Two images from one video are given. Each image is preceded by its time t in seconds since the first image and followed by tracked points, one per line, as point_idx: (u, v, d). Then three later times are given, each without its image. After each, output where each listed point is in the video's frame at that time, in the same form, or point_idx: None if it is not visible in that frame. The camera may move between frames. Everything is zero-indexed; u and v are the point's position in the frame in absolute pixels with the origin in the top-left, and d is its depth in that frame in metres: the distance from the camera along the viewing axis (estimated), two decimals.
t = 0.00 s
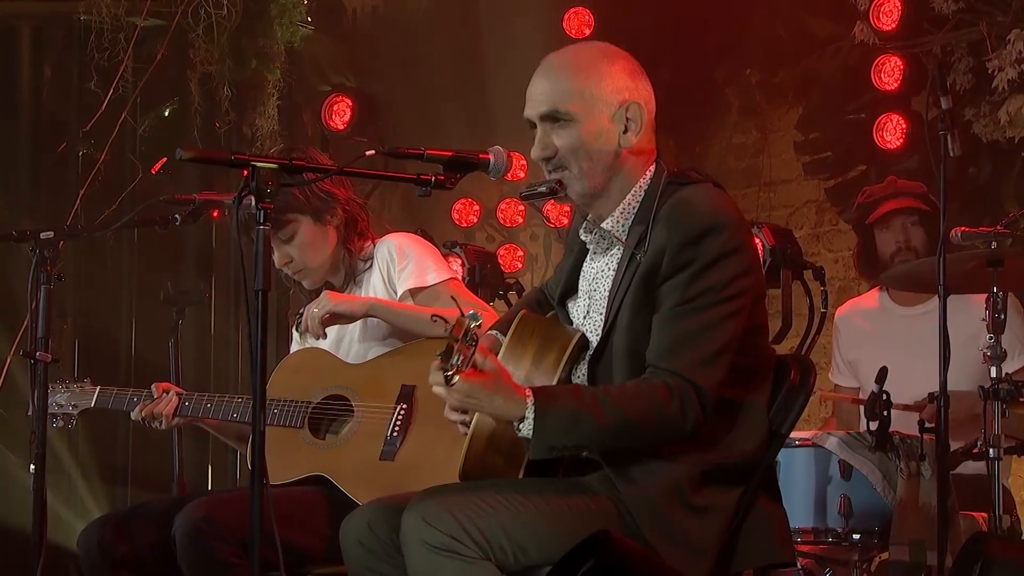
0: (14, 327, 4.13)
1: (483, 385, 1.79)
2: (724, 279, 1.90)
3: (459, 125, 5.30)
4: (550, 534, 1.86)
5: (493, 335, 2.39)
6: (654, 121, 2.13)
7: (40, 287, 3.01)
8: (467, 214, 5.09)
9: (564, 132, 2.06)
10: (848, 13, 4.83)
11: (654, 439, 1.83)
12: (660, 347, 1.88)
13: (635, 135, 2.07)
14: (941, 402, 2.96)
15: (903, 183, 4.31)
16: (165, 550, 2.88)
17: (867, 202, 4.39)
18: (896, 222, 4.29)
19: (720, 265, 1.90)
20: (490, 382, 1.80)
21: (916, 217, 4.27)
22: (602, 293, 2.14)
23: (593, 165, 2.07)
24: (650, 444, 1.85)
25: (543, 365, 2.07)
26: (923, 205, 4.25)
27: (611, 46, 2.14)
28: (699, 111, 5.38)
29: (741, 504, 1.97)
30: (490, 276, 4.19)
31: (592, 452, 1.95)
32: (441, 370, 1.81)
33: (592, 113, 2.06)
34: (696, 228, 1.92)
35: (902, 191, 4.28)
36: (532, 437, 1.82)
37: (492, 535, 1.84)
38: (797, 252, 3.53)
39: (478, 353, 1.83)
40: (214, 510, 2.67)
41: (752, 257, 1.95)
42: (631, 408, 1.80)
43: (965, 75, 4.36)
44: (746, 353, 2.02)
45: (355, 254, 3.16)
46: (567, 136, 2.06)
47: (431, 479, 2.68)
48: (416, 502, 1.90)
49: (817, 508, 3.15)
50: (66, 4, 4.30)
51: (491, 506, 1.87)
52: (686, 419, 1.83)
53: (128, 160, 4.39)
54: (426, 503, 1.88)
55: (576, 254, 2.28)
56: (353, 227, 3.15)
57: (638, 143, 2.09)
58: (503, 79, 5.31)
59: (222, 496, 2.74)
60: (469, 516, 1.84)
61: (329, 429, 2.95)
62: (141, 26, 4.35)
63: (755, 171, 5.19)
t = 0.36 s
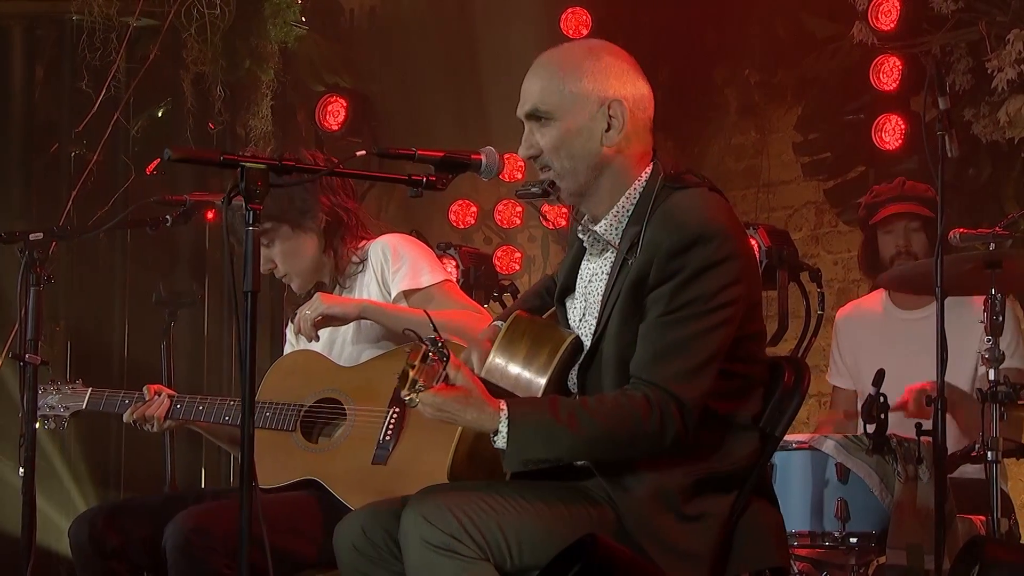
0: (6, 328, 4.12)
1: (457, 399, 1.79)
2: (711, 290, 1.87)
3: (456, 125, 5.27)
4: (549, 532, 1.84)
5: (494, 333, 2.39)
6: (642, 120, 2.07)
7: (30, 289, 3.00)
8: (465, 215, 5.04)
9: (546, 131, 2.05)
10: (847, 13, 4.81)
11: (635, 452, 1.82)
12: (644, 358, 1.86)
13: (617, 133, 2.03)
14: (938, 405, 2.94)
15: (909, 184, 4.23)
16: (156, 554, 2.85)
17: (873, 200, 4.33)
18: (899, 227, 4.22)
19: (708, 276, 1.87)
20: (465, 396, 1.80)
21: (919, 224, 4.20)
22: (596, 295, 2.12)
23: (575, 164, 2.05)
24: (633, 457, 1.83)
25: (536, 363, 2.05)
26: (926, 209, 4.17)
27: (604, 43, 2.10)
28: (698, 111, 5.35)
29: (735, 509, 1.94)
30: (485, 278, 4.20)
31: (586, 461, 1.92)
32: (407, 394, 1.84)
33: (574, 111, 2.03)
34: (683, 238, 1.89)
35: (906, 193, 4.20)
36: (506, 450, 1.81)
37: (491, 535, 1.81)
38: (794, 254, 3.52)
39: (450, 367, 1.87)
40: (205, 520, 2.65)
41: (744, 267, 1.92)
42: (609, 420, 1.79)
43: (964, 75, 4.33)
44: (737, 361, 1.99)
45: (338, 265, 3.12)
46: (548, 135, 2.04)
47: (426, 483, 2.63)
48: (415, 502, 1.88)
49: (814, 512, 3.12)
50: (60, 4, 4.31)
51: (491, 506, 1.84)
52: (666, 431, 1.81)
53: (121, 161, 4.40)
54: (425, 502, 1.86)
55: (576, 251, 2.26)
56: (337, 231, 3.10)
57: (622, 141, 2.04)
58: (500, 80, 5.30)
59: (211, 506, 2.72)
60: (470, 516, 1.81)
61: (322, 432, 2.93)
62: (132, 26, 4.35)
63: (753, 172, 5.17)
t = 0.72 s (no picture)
0: None
1: (440, 398, 1.80)
2: (703, 292, 1.84)
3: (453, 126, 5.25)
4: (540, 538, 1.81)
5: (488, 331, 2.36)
6: (635, 116, 2.04)
7: (19, 291, 2.97)
8: (461, 216, 5.11)
9: (540, 128, 2.04)
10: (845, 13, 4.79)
11: (621, 454, 1.79)
12: (633, 360, 1.84)
13: (608, 129, 2.00)
14: (935, 407, 2.92)
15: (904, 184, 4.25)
16: (146, 558, 2.83)
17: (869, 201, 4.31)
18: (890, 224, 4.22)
19: (700, 278, 1.85)
20: (448, 395, 1.81)
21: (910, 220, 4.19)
22: (590, 291, 2.10)
23: (567, 161, 2.03)
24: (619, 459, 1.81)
25: (526, 362, 2.05)
26: (917, 208, 4.17)
27: (599, 38, 2.09)
28: (696, 112, 5.33)
29: (728, 512, 1.92)
30: (479, 280, 4.19)
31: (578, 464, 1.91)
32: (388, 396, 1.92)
33: (567, 107, 2.02)
34: (676, 239, 1.87)
35: (896, 193, 4.21)
36: (491, 449, 1.79)
37: (481, 541, 1.79)
38: (790, 255, 3.50)
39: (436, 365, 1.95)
40: (196, 523, 2.63)
41: (738, 269, 1.89)
42: (595, 423, 1.77)
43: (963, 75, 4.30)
44: (731, 364, 1.97)
45: (322, 271, 3.08)
46: (542, 131, 2.03)
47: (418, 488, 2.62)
48: (405, 507, 1.85)
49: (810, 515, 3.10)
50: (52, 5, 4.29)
51: (481, 511, 1.82)
52: (654, 433, 1.79)
53: (113, 163, 4.37)
54: (414, 507, 1.83)
55: (574, 248, 2.24)
56: (320, 235, 3.08)
57: (614, 138, 2.02)
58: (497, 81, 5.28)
59: (203, 509, 2.70)
60: (459, 521, 1.79)
61: (314, 435, 2.91)
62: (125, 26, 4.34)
63: (751, 172, 5.14)
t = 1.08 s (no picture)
0: None
1: (457, 392, 1.75)
2: (717, 292, 1.83)
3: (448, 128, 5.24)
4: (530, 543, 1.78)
5: (486, 340, 2.31)
6: (660, 117, 2.05)
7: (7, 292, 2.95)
8: (456, 219, 5.07)
9: (564, 121, 2.02)
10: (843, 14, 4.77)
11: (628, 453, 1.77)
12: (645, 358, 1.81)
13: (636, 128, 2.00)
14: (931, 410, 2.90)
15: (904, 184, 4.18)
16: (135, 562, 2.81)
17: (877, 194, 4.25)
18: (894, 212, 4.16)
19: (716, 278, 1.83)
20: (464, 389, 1.75)
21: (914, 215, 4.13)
22: (598, 291, 2.07)
23: (590, 156, 2.01)
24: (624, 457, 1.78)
25: (527, 372, 1.99)
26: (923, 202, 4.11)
27: (625, 37, 2.09)
28: (693, 113, 5.30)
29: (723, 516, 1.89)
30: (472, 282, 4.16)
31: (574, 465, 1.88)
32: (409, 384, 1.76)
33: (594, 103, 2.00)
34: (693, 237, 1.85)
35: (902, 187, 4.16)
36: (505, 447, 1.75)
37: (470, 545, 1.76)
38: (785, 257, 3.48)
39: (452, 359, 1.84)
40: (187, 523, 2.61)
41: (751, 272, 1.88)
42: (606, 418, 1.74)
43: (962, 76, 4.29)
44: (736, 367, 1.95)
45: (310, 277, 3.08)
46: (566, 125, 2.01)
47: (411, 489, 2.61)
48: (394, 509, 1.83)
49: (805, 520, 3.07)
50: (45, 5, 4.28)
51: (471, 514, 1.79)
52: (665, 432, 1.76)
53: (104, 165, 4.34)
54: (404, 510, 1.81)
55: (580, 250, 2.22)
56: (307, 242, 3.05)
57: (640, 137, 2.02)
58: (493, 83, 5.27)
59: (194, 509, 2.69)
60: (448, 525, 1.77)
61: (306, 438, 2.89)
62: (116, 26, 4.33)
63: (750, 174, 5.12)
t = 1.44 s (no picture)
0: None
1: (445, 401, 1.71)
2: (696, 292, 1.80)
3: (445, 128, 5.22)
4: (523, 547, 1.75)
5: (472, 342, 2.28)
6: (637, 122, 2.04)
7: None
8: (454, 219, 4.97)
9: (540, 119, 2.00)
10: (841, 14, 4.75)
11: (623, 462, 1.75)
12: (632, 364, 1.79)
13: (613, 131, 1.99)
14: (929, 413, 2.88)
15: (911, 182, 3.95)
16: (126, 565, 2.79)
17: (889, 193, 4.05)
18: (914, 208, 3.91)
19: (693, 277, 1.81)
20: (454, 398, 1.72)
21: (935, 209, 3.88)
22: (577, 297, 2.04)
23: (564, 158, 2.00)
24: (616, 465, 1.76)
25: (515, 374, 1.98)
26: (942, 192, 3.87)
27: (605, 41, 2.08)
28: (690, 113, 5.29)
29: (716, 518, 1.87)
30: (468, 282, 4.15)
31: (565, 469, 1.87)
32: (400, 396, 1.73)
33: (572, 104, 1.99)
34: (669, 238, 1.83)
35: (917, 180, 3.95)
36: (495, 456, 1.73)
37: (464, 547, 1.74)
38: (782, 258, 3.46)
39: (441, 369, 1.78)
40: (177, 524, 2.59)
41: (730, 270, 1.85)
42: (598, 427, 1.72)
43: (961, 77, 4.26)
44: (722, 366, 1.93)
45: (308, 275, 3.06)
46: (542, 123, 1.99)
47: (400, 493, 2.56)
48: (388, 510, 1.81)
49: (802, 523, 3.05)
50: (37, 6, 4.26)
51: (465, 516, 1.76)
52: (657, 439, 1.74)
53: (98, 165, 4.34)
54: (397, 511, 1.79)
55: (556, 258, 2.18)
56: (306, 239, 3.04)
57: (616, 141, 2.00)
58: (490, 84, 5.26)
59: (185, 511, 2.67)
60: (442, 526, 1.74)
61: (299, 440, 2.86)
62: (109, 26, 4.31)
63: (749, 173, 5.18)
